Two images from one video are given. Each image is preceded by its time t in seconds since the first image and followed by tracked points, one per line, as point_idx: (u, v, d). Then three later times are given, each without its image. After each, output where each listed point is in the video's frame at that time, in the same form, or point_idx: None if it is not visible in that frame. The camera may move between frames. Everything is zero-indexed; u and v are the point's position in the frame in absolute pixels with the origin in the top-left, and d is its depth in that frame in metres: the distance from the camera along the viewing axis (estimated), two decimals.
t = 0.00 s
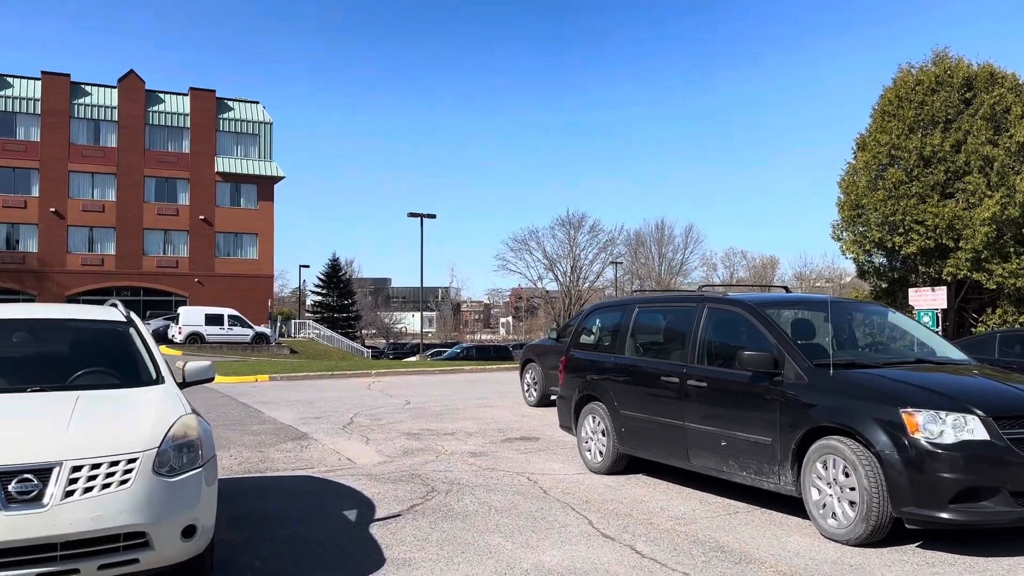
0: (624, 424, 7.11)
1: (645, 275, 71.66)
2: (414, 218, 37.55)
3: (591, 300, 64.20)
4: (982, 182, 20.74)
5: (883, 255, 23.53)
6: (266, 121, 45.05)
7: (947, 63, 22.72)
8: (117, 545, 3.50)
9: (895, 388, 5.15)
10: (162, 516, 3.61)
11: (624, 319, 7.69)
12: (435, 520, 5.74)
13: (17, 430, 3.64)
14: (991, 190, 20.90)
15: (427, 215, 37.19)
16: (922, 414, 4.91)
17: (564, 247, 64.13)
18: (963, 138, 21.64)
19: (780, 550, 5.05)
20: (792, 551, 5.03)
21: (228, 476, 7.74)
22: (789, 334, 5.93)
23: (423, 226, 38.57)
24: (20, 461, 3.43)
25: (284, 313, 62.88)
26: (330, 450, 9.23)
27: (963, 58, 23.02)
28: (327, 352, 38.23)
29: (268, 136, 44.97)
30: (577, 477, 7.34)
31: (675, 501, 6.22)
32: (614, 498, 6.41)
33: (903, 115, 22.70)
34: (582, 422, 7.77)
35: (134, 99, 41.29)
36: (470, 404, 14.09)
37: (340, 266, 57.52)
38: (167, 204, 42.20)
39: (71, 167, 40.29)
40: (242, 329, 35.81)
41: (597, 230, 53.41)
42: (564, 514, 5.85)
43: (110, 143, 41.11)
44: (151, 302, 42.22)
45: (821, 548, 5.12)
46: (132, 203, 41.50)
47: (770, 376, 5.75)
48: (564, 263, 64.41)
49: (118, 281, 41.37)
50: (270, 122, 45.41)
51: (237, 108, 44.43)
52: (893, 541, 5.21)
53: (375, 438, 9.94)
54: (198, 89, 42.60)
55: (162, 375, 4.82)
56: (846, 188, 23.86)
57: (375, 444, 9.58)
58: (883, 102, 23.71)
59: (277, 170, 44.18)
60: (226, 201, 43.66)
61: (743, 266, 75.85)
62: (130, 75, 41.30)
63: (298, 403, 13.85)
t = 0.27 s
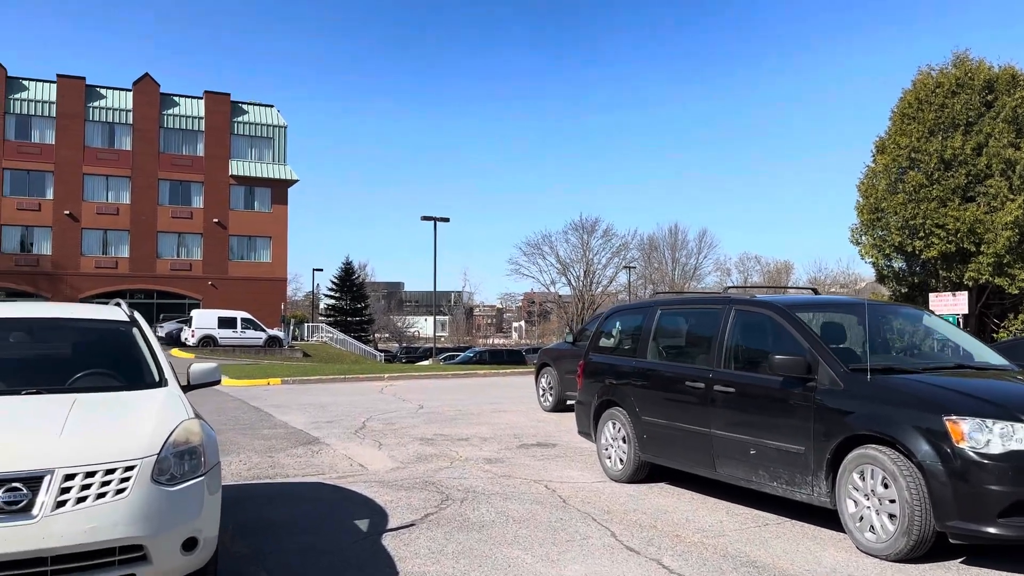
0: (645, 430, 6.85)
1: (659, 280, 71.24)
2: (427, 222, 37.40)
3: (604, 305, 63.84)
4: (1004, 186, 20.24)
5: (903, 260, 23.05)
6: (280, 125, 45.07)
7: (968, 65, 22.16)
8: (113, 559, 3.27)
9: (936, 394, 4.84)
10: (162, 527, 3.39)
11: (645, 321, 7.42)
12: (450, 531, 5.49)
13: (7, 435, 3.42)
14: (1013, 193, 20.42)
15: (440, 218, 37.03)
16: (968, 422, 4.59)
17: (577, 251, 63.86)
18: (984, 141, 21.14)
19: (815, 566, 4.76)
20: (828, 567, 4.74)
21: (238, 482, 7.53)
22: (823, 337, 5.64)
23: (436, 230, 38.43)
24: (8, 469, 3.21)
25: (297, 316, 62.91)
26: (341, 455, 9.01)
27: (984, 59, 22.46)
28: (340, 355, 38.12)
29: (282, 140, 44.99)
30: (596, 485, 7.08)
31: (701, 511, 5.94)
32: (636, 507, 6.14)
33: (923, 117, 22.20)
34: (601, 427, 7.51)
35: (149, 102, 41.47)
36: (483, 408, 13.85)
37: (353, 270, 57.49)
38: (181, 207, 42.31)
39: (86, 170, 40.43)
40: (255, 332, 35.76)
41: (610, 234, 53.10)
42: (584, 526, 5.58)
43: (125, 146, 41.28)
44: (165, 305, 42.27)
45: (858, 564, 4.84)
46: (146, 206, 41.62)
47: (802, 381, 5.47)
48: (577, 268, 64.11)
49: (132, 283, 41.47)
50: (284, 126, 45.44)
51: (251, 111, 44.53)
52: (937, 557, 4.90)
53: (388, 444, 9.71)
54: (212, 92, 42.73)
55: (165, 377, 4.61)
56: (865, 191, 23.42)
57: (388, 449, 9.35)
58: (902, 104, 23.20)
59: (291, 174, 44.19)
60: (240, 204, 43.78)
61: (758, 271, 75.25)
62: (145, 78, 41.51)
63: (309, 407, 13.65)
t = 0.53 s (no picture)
0: (664, 444, 6.60)
1: (668, 288, 70.86)
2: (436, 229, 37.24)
3: (613, 312, 63.50)
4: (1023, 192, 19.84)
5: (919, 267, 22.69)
6: (290, 132, 45.12)
7: (986, 70, 21.77)
8: None
9: (977, 409, 4.54)
10: (156, 553, 3.17)
11: (663, 331, 7.17)
12: (461, 551, 5.25)
13: None
14: None
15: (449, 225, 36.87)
16: (1012, 440, 4.28)
17: (586, 259, 63.58)
18: (1003, 146, 20.73)
19: None
20: None
21: (242, 496, 7.30)
22: (853, 349, 5.37)
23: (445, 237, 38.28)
24: None
25: (305, 323, 62.84)
26: (348, 468, 8.78)
27: (1003, 64, 22.07)
28: (348, 362, 37.98)
29: (291, 146, 45.04)
30: (612, 501, 6.82)
31: (725, 531, 5.68)
32: (656, 526, 5.87)
33: (939, 123, 21.85)
34: (616, 441, 7.25)
35: (158, 109, 41.55)
36: (493, 418, 13.61)
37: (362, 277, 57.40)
38: (190, 214, 42.34)
39: (95, 177, 40.48)
40: (263, 339, 35.63)
41: (620, 242, 52.83)
42: (602, 547, 5.32)
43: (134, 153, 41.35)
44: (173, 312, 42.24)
45: None
46: (155, 212, 41.65)
47: (833, 396, 5.21)
48: (586, 275, 63.84)
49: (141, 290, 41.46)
50: (294, 133, 45.49)
51: (260, 118, 44.54)
52: None
53: (396, 455, 9.48)
54: (222, 99, 42.79)
55: (163, 390, 4.39)
56: (881, 198, 23.12)
57: (396, 462, 9.12)
58: (919, 110, 22.87)
59: (300, 181, 44.19)
60: (249, 211, 43.80)
61: (768, 279, 74.75)
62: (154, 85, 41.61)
63: (316, 416, 13.43)
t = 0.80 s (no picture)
0: (680, 456, 6.34)
1: (676, 293, 70.45)
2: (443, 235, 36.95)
3: (621, 319, 63.13)
4: None
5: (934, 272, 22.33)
6: (297, 139, 45.09)
7: (1000, 71, 21.34)
8: None
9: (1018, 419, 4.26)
10: None
11: (679, 337, 6.91)
12: (470, 568, 5.00)
13: None
14: None
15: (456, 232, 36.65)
16: None
17: (593, 265, 63.28)
18: (1018, 149, 20.29)
19: None
20: None
21: (244, 508, 7.07)
22: (882, 356, 5.11)
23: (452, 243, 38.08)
24: None
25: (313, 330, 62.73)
26: (353, 478, 8.53)
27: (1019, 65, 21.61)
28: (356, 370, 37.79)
29: (299, 153, 45.03)
30: (627, 515, 6.55)
31: (746, 547, 5.41)
32: (673, 541, 5.61)
33: (953, 126, 21.46)
34: (630, 452, 6.99)
35: (166, 117, 41.61)
36: (502, 427, 13.35)
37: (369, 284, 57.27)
38: (197, 221, 42.33)
39: (103, 184, 40.50)
40: (271, 347, 35.49)
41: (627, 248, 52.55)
42: (618, 564, 5.06)
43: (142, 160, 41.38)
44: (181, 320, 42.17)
45: None
46: (162, 220, 41.64)
47: (862, 406, 4.96)
48: (593, 281, 63.52)
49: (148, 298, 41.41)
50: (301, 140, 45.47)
51: (267, 125, 44.50)
52: None
53: (403, 466, 9.23)
54: (229, 107, 42.84)
55: (154, 401, 4.16)
56: (894, 203, 22.81)
57: (403, 472, 8.86)
58: (932, 113, 22.49)
59: (307, 188, 44.15)
60: (256, 218, 43.79)
61: (777, 285, 74.22)
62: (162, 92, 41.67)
63: (322, 425, 13.19)
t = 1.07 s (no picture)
0: (699, 472, 6.08)
1: (684, 301, 70.08)
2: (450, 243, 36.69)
3: (628, 326, 62.75)
4: None
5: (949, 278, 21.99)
6: (303, 148, 45.04)
7: (1015, 74, 20.97)
8: None
9: None
10: None
11: (696, 347, 6.63)
12: None
13: None
14: None
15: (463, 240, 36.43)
16: None
17: (600, 273, 62.99)
18: None
19: None
20: None
21: (244, 526, 6.81)
22: (916, 366, 4.82)
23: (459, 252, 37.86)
24: None
25: (319, 339, 62.57)
26: (358, 494, 8.27)
27: None
28: (363, 379, 37.54)
29: (304, 162, 44.97)
30: (643, 533, 6.26)
31: (771, 569, 5.13)
32: (693, 563, 5.33)
33: (967, 130, 21.12)
34: (645, 467, 6.72)
35: (172, 127, 41.62)
36: (511, 438, 13.06)
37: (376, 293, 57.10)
38: (203, 231, 42.27)
39: (109, 194, 40.47)
40: (277, 357, 35.28)
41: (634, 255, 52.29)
42: None
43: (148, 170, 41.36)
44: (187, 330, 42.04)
45: None
46: (169, 230, 41.59)
47: (895, 420, 4.68)
48: (600, 289, 63.24)
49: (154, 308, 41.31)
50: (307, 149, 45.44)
51: (273, 135, 44.54)
52: None
53: (409, 480, 8.95)
54: (235, 116, 42.85)
55: (143, 420, 3.90)
56: (907, 208, 22.53)
57: (410, 487, 8.58)
58: (945, 116, 22.16)
59: (313, 197, 44.07)
60: (262, 228, 43.72)
61: (785, 292, 73.77)
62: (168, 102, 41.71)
63: (327, 437, 12.94)
